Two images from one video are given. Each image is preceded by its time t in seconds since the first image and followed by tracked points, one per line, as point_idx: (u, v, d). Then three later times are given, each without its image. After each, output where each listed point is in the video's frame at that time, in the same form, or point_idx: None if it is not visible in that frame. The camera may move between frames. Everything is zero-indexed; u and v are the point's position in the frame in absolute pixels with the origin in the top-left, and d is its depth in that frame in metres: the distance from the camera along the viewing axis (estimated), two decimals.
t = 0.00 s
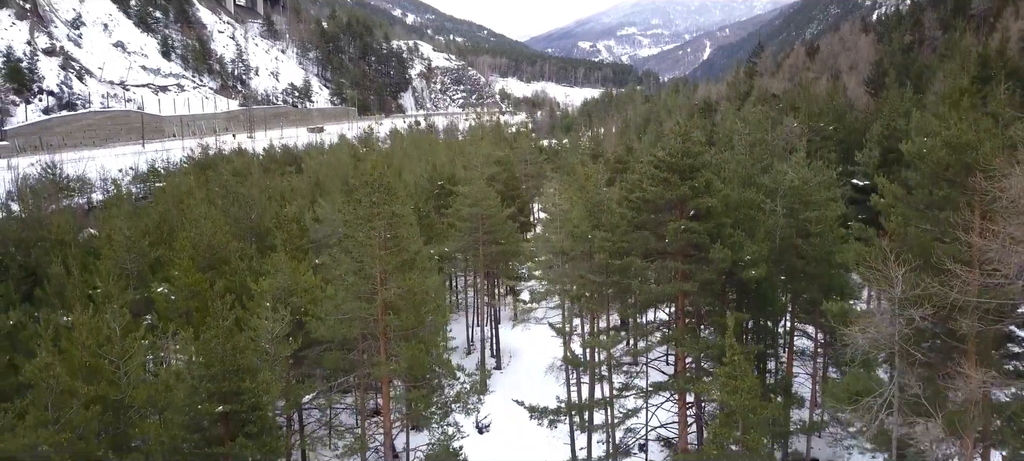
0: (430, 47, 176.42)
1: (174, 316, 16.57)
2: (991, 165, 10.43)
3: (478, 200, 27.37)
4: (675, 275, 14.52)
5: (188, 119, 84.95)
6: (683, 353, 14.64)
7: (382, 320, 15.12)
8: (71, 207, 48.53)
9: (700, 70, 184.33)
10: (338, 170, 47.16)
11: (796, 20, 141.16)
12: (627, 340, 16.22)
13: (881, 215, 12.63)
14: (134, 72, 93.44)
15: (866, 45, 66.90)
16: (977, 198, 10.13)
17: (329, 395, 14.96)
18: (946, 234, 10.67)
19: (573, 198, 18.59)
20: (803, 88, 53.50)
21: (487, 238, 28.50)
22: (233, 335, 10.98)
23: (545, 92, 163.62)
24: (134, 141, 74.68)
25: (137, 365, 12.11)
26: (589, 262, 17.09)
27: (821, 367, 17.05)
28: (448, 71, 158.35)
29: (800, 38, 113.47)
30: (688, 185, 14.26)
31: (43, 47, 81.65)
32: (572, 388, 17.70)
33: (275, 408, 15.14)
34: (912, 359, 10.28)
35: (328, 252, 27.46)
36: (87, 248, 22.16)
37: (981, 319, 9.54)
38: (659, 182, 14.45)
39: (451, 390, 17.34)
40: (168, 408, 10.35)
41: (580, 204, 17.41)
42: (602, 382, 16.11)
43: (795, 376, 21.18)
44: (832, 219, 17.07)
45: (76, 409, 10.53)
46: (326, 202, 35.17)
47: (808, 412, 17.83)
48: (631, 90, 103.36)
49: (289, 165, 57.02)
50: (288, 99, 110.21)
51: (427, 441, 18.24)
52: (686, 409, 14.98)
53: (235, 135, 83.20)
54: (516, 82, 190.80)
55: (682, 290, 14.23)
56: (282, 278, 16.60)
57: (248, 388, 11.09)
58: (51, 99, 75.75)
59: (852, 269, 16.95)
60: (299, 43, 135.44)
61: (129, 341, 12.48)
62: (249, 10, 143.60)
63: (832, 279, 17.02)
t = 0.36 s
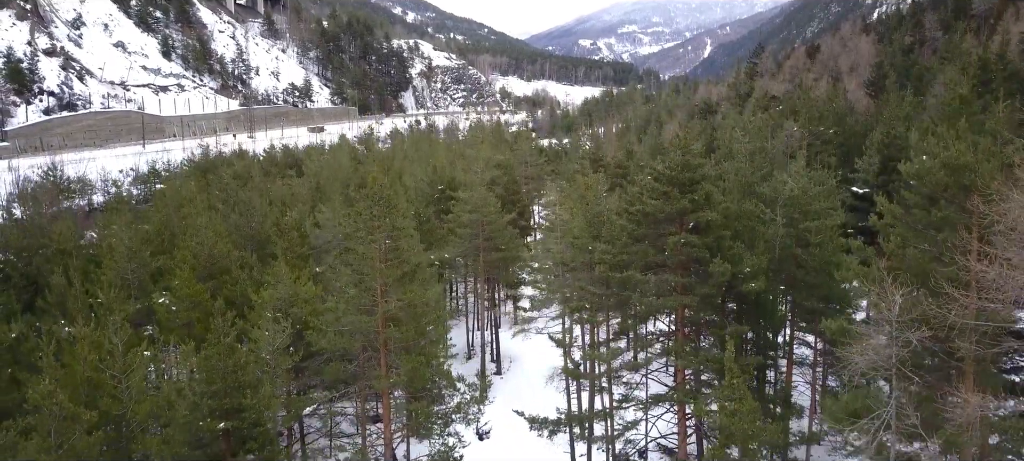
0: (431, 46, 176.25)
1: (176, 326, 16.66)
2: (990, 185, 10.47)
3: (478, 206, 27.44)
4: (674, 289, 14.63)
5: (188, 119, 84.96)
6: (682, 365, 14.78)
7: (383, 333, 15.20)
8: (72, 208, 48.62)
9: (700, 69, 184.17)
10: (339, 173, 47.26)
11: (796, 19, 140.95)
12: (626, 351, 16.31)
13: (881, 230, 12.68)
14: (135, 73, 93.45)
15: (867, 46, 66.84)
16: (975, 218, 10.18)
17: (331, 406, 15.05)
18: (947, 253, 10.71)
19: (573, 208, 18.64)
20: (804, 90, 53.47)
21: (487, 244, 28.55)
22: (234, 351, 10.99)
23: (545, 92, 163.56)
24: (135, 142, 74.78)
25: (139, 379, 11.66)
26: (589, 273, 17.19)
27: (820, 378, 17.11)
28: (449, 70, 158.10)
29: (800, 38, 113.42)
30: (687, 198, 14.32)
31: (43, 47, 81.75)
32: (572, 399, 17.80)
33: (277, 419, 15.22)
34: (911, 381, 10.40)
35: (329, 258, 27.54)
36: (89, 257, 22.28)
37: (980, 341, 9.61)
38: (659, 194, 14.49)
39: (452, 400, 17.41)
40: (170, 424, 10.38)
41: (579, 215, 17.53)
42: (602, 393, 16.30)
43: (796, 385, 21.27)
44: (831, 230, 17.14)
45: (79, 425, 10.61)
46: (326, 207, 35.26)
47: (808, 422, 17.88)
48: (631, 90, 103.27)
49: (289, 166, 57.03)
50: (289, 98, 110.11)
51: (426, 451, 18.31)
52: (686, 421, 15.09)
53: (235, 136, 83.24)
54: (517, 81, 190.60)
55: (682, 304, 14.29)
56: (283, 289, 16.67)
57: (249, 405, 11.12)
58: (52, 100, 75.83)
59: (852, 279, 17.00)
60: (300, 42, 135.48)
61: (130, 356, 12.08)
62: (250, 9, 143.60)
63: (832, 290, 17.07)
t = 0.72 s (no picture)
0: (431, 39, 175.62)
1: (178, 333, 16.74)
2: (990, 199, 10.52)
3: (478, 208, 27.47)
4: (673, 297, 14.69)
5: (189, 114, 84.86)
6: (680, 373, 14.90)
7: (384, 340, 15.32)
8: (73, 204, 48.65)
9: (701, 62, 183.44)
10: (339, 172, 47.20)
11: (797, 12, 140.36)
12: (625, 359, 16.43)
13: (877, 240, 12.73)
14: (135, 67, 93.28)
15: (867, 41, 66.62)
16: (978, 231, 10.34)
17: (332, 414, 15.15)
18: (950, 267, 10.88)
19: (573, 213, 18.68)
20: (805, 86, 53.27)
21: (487, 245, 28.62)
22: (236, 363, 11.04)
23: (545, 86, 163.05)
24: (135, 137, 74.69)
25: (140, 389, 11.87)
26: (589, 279, 17.27)
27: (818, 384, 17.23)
28: (449, 63, 157.60)
29: (801, 31, 112.96)
30: (687, 206, 14.35)
31: (43, 42, 81.59)
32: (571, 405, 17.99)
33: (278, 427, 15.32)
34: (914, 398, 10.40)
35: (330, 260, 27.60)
36: (90, 260, 22.35)
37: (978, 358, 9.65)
38: (659, 203, 14.51)
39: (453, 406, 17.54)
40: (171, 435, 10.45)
41: (579, 220, 17.57)
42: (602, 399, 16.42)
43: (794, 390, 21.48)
44: (829, 237, 17.21)
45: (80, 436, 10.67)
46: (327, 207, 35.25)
47: (805, 428, 18.04)
48: (631, 83, 102.95)
49: (289, 163, 56.93)
50: (289, 92, 109.91)
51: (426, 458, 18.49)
52: (684, 428, 15.22)
53: (236, 131, 83.20)
54: (517, 74, 190.01)
55: (681, 312, 14.36)
56: (284, 295, 16.78)
57: (251, 416, 10.93)
58: (52, 95, 75.71)
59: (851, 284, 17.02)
60: (300, 36, 135.06)
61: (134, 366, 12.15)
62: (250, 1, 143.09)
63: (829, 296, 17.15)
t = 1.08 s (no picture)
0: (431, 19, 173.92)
1: (181, 324, 16.88)
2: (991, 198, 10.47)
3: (478, 197, 27.45)
4: (673, 291, 14.74)
5: (189, 96, 84.52)
6: (679, 366, 15.09)
7: (385, 332, 15.48)
8: (75, 189, 48.60)
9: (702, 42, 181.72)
10: (339, 157, 47.04)
11: None
12: (624, 351, 16.57)
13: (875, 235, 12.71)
14: (134, 49, 92.56)
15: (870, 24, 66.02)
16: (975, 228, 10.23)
17: (333, 406, 15.34)
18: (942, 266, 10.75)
19: (573, 204, 18.67)
20: (806, 70, 52.80)
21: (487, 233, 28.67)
22: (239, 360, 10.98)
23: (546, 67, 161.60)
24: (135, 121, 74.34)
25: (145, 383, 11.98)
26: (589, 271, 17.32)
27: (816, 375, 17.36)
28: (449, 44, 156.20)
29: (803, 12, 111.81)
30: (688, 201, 14.31)
31: (41, 25, 80.87)
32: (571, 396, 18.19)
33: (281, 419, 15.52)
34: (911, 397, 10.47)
35: (331, 248, 27.69)
36: (93, 250, 22.42)
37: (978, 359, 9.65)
38: (659, 197, 14.47)
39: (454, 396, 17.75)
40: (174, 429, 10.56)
41: (579, 212, 17.57)
42: (603, 390, 16.72)
43: (792, 379, 21.71)
44: (829, 228, 17.20)
45: (85, 432, 10.80)
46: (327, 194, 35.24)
47: (803, 418, 18.27)
48: (632, 65, 102.13)
49: (289, 147, 56.72)
50: (289, 74, 109.23)
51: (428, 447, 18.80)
52: (684, 420, 15.43)
53: (236, 114, 82.86)
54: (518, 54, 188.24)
55: (680, 306, 14.41)
56: (286, 287, 16.88)
57: (254, 411, 10.95)
58: (52, 78, 75.24)
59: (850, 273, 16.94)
60: (299, 17, 133.69)
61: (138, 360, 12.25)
62: None
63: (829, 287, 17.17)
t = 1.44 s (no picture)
0: None
1: (184, 310, 17.04)
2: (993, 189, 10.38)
3: (478, 179, 27.36)
4: (672, 279, 14.80)
5: (188, 71, 83.98)
6: (677, 353, 15.30)
7: (387, 319, 15.65)
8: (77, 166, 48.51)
9: (705, 14, 178.75)
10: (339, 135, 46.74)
11: None
12: (623, 338, 16.71)
13: (874, 224, 12.67)
14: (132, 23, 91.31)
15: None
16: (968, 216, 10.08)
17: (336, 391, 15.60)
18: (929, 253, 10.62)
19: (573, 190, 18.62)
20: (809, 45, 52.01)
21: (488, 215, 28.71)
22: (242, 351, 11.13)
23: (547, 40, 159.42)
24: (134, 96, 73.77)
25: (150, 371, 12.01)
26: (588, 257, 17.37)
27: (813, 360, 17.55)
28: (450, 16, 153.79)
29: None
30: (688, 190, 14.25)
31: None
32: (571, 379, 18.43)
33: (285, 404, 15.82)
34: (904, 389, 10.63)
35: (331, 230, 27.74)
36: (94, 233, 22.49)
37: (968, 351, 9.74)
38: (659, 186, 14.39)
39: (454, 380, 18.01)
40: (179, 418, 10.75)
41: (579, 198, 17.52)
42: (602, 375, 16.95)
43: (788, 361, 21.99)
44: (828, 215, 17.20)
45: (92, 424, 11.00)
46: (328, 174, 35.17)
47: (799, 400, 18.55)
48: (634, 39, 100.77)
49: (289, 124, 56.30)
50: (289, 48, 107.97)
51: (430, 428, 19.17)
52: (681, 405, 15.68)
53: (236, 90, 82.19)
54: (519, 27, 185.45)
55: (678, 293, 14.47)
56: (287, 272, 16.97)
57: (257, 401, 11.17)
58: (50, 53, 74.48)
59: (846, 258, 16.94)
60: None
61: (142, 349, 12.42)
62: None
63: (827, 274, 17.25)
